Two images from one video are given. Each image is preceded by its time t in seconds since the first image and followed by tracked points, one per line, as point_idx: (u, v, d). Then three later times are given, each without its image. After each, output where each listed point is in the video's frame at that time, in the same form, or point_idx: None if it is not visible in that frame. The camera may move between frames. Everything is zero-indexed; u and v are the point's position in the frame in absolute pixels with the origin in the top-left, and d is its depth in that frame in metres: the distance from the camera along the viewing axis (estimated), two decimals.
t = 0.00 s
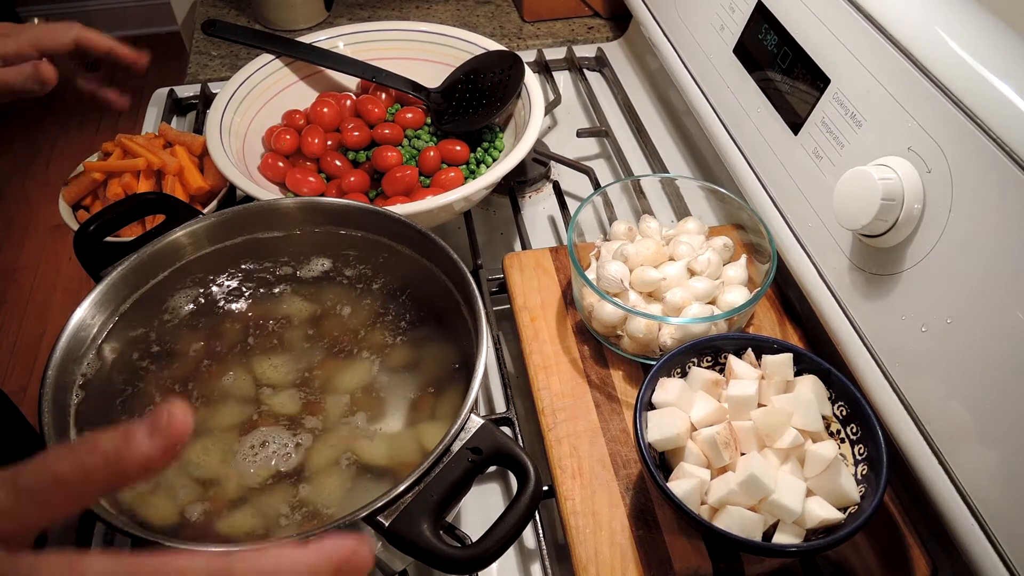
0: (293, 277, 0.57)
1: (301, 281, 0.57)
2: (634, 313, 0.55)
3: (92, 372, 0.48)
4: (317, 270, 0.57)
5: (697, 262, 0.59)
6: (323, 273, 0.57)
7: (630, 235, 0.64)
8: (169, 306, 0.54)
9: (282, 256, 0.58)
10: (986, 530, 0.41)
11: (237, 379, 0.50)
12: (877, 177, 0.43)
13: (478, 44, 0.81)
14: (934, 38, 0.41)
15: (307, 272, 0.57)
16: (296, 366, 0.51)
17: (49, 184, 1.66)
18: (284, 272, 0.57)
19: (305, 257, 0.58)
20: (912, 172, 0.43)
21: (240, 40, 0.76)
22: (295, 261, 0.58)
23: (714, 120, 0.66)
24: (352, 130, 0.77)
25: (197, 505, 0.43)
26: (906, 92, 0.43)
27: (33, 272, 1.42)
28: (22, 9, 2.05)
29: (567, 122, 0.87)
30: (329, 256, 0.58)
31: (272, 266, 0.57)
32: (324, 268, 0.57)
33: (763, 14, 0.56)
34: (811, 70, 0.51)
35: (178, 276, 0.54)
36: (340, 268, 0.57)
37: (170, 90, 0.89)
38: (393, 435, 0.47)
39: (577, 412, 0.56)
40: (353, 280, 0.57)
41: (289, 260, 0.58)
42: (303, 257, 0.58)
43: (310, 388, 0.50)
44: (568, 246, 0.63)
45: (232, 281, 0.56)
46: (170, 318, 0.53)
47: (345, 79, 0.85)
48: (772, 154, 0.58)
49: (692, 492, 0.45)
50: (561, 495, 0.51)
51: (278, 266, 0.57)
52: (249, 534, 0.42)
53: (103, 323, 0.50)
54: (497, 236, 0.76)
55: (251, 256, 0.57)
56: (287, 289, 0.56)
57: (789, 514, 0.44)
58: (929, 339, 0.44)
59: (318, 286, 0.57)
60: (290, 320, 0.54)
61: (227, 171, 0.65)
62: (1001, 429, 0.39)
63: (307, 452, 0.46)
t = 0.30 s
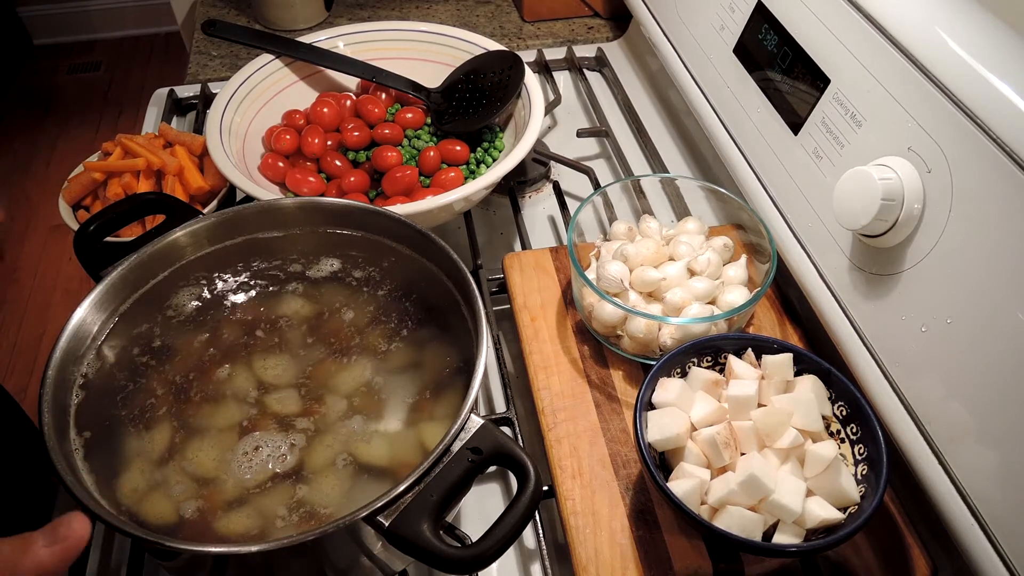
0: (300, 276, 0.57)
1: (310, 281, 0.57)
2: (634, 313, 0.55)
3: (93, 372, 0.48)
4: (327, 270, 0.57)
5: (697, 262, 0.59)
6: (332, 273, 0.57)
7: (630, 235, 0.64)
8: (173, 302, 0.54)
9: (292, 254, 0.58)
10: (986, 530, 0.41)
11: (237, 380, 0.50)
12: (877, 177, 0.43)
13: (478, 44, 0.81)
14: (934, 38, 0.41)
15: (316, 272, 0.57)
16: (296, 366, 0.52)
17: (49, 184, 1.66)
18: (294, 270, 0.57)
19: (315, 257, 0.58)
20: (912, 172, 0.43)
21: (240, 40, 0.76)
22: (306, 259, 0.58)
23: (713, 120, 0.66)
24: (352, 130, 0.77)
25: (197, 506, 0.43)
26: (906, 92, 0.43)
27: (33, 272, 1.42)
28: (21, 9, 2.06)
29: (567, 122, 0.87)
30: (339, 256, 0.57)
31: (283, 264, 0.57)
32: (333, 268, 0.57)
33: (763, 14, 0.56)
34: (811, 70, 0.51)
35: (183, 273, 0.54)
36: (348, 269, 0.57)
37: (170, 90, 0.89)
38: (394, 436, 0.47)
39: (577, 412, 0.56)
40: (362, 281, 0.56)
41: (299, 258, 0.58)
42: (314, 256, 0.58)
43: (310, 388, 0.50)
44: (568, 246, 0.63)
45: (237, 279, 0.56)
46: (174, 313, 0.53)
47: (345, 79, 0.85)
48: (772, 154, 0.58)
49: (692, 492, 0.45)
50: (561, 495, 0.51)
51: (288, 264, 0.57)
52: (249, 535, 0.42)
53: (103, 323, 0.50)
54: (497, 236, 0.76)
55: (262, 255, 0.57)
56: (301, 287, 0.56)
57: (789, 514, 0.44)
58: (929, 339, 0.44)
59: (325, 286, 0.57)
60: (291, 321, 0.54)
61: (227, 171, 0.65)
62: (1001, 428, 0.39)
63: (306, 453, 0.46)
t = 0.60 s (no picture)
0: (307, 274, 0.57)
1: (320, 280, 0.57)
2: (634, 313, 0.55)
3: (93, 372, 0.48)
4: (335, 271, 0.57)
5: (697, 262, 0.59)
6: (341, 274, 0.57)
7: (630, 235, 0.64)
8: (178, 299, 0.54)
9: (301, 252, 0.58)
10: (986, 530, 0.41)
11: (237, 379, 0.50)
12: (877, 177, 0.43)
13: (478, 44, 0.81)
14: (934, 38, 0.41)
15: (325, 272, 0.57)
16: (296, 366, 0.52)
17: (49, 184, 1.66)
18: (304, 268, 0.57)
19: (325, 256, 0.58)
20: (912, 172, 0.43)
21: (239, 40, 0.76)
22: (317, 258, 0.58)
23: (713, 120, 0.66)
24: (352, 130, 0.77)
25: (197, 506, 0.43)
26: (906, 92, 0.43)
27: (33, 272, 1.42)
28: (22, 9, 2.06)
29: (567, 122, 0.87)
30: (348, 257, 0.57)
31: (292, 261, 0.58)
32: (342, 270, 0.57)
33: (763, 14, 0.56)
34: (811, 70, 0.51)
35: (188, 271, 0.55)
36: (357, 271, 0.57)
37: (170, 90, 0.89)
38: (394, 436, 0.47)
39: (577, 412, 0.56)
40: (370, 284, 0.56)
41: (309, 255, 0.58)
42: (325, 255, 0.58)
43: (310, 388, 0.50)
44: (568, 246, 0.63)
45: (243, 276, 0.56)
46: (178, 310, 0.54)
47: (345, 79, 0.85)
48: (772, 154, 0.58)
49: (692, 492, 0.45)
50: (561, 495, 0.51)
51: (298, 262, 0.57)
52: (249, 535, 0.42)
53: (103, 323, 0.50)
54: (497, 236, 0.76)
55: (270, 253, 0.57)
56: (312, 287, 0.56)
57: (789, 514, 0.44)
58: (929, 339, 0.44)
59: (333, 287, 0.57)
60: (291, 320, 0.54)
61: (227, 171, 0.65)
62: (1002, 428, 0.39)
63: (306, 454, 0.46)
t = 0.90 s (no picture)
0: (315, 274, 0.57)
1: (328, 281, 0.57)
2: (634, 313, 0.55)
3: (93, 372, 0.48)
4: (343, 272, 0.57)
5: (697, 262, 0.59)
6: (349, 276, 0.57)
7: (630, 235, 0.64)
8: (182, 295, 0.54)
9: (308, 251, 0.58)
10: (986, 530, 0.41)
11: (236, 379, 0.50)
12: (877, 177, 0.43)
13: (478, 44, 0.81)
14: (934, 38, 0.41)
15: (334, 273, 0.57)
16: (296, 366, 0.52)
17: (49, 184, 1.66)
18: (312, 267, 0.57)
19: (335, 256, 0.57)
20: (912, 172, 0.43)
21: (239, 40, 0.76)
22: (326, 258, 0.58)
23: (714, 120, 0.66)
24: (352, 130, 0.77)
25: (198, 505, 0.43)
26: (906, 92, 0.43)
27: (33, 272, 1.42)
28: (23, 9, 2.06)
29: (567, 122, 0.87)
30: (357, 258, 0.57)
31: (300, 260, 0.58)
32: (350, 270, 0.57)
33: (763, 14, 0.56)
34: (811, 70, 0.51)
35: (193, 267, 0.55)
36: (366, 272, 0.57)
37: (170, 90, 0.89)
38: (394, 436, 0.47)
39: (577, 412, 0.56)
40: (378, 288, 0.56)
41: (317, 255, 0.58)
42: (333, 255, 0.58)
43: (310, 388, 0.50)
44: (568, 247, 0.63)
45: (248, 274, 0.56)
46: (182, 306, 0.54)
47: (345, 79, 0.85)
48: (772, 154, 0.58)
49: (692, 492, 0.45)
50: (561, 495, 0.51)
51: (306, 262, 0.57)
52: (249, 535, 0.42)
53: (103, 324, 0.50)
54: (497, 236, 0.76)
55: (279, 252, 0.57)
56: (321, 288, 0.56)
57: (789, 514, 0.44)
58: (929, 339, 0.44)
59: (341, 289, 0.56)
60: (291, 320, 0.54)
61: (226, 171, 0.65)
62: (1002, 428, 0.39)
63: (306, 454, 0.46)
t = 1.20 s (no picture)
0: (325, 275, 0.57)
1: (337, 282, 0.57)
2: (634, 313, 0.55)
3: (93, 372, 0.48)
4: (352, 274, 0.57)
5: (697, 262, 0.59)
6: (357, 277, 0.57)
7: (630, 235, 0.64)
8: (187, 291, 0.54)
9: (316, 252, 0.58)
10: (986, 530, 0.41)
11: (237, 379, 0.50)
12: (877, 177, 0.43)
13: (478, 44, 0.81)
14: (934, 38, 0.41)
15: (342, 275, 0.57)
16: (296, 366, 0.52)
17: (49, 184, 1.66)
18: (322, 268, 0.57)
19: (344, 257, 0.57)
20: (912, 172, 0.43)
21: (240, 40, 0.76)
22: (333, 259, 0.57)
23: (714, 120, 0.66)
24: (352, 130, 0.77)
25: (198, 505, 0.43)
26: (906, 92, 0.43)
27: (33, 272, 1.42)
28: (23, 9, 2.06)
29: (567, 121, 0.87)
30: (365, 259, 0.57)
31: (307, 261, 0.58)
32: (358, 272, 0.57)
33: (763, 15, 0.56)
34: (811, 70, 0.51)
35: (197, 265, 0.55)
36: (374, 275, 0.57)
37: (170, 90, 0.89)
38: (395, 436, 0.47)
39: (577, 412, 0.56)
40: (384, 293, 0.56)
41: (326, 256, 0.58)
42: (340, 256, 0.58)
43: (310, 388, 0.50)
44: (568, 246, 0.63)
45: (253, 272, 0.56)
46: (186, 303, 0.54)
47: (345, 79, 0.85)
48: (772, 154, 0.58)
49: (692, 492, 0.45)
50: (561, 495, 0.51)
51: (314, 262, 0.57)
52: (249, 535, 0.42)
53: (103, 323, 0.50)
54: (497, 236, 0.76)
55: (287, 251, 0.58)
56: (330, 289, 0.56)
57: (789, 514, 0.44)
58: (929, 339, 0.44)
59: (348, 292, 0.56)
60: (291, 320, 0.54)
61: (226, 171, 0.65)
62: (1001, 428, 0.39)
63: (306, 454, 0.46)
